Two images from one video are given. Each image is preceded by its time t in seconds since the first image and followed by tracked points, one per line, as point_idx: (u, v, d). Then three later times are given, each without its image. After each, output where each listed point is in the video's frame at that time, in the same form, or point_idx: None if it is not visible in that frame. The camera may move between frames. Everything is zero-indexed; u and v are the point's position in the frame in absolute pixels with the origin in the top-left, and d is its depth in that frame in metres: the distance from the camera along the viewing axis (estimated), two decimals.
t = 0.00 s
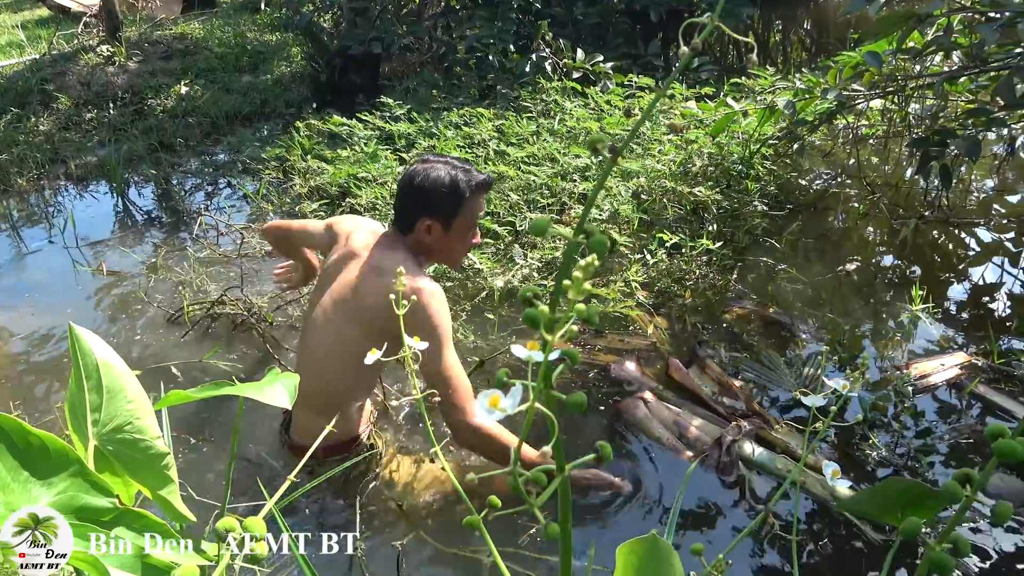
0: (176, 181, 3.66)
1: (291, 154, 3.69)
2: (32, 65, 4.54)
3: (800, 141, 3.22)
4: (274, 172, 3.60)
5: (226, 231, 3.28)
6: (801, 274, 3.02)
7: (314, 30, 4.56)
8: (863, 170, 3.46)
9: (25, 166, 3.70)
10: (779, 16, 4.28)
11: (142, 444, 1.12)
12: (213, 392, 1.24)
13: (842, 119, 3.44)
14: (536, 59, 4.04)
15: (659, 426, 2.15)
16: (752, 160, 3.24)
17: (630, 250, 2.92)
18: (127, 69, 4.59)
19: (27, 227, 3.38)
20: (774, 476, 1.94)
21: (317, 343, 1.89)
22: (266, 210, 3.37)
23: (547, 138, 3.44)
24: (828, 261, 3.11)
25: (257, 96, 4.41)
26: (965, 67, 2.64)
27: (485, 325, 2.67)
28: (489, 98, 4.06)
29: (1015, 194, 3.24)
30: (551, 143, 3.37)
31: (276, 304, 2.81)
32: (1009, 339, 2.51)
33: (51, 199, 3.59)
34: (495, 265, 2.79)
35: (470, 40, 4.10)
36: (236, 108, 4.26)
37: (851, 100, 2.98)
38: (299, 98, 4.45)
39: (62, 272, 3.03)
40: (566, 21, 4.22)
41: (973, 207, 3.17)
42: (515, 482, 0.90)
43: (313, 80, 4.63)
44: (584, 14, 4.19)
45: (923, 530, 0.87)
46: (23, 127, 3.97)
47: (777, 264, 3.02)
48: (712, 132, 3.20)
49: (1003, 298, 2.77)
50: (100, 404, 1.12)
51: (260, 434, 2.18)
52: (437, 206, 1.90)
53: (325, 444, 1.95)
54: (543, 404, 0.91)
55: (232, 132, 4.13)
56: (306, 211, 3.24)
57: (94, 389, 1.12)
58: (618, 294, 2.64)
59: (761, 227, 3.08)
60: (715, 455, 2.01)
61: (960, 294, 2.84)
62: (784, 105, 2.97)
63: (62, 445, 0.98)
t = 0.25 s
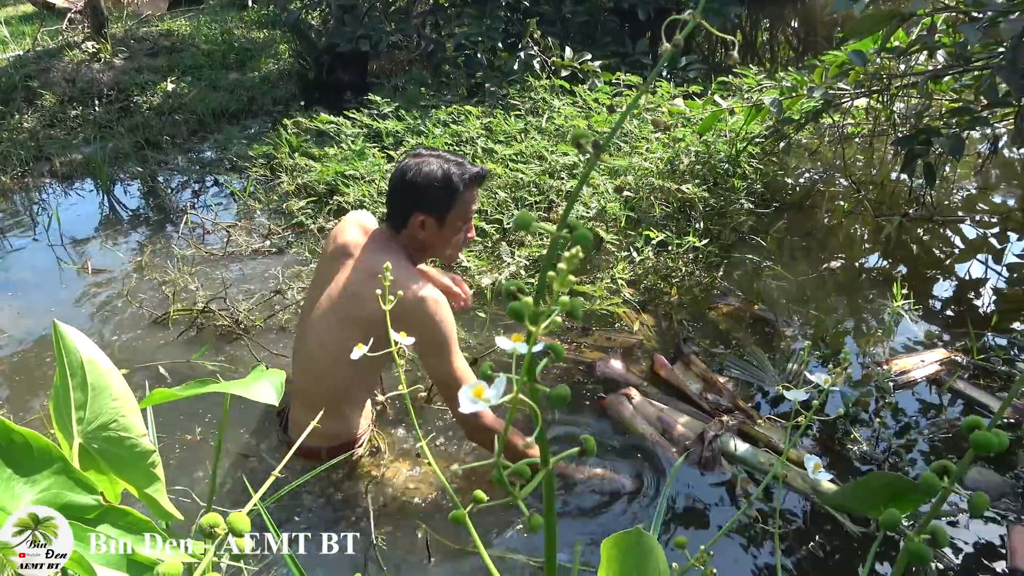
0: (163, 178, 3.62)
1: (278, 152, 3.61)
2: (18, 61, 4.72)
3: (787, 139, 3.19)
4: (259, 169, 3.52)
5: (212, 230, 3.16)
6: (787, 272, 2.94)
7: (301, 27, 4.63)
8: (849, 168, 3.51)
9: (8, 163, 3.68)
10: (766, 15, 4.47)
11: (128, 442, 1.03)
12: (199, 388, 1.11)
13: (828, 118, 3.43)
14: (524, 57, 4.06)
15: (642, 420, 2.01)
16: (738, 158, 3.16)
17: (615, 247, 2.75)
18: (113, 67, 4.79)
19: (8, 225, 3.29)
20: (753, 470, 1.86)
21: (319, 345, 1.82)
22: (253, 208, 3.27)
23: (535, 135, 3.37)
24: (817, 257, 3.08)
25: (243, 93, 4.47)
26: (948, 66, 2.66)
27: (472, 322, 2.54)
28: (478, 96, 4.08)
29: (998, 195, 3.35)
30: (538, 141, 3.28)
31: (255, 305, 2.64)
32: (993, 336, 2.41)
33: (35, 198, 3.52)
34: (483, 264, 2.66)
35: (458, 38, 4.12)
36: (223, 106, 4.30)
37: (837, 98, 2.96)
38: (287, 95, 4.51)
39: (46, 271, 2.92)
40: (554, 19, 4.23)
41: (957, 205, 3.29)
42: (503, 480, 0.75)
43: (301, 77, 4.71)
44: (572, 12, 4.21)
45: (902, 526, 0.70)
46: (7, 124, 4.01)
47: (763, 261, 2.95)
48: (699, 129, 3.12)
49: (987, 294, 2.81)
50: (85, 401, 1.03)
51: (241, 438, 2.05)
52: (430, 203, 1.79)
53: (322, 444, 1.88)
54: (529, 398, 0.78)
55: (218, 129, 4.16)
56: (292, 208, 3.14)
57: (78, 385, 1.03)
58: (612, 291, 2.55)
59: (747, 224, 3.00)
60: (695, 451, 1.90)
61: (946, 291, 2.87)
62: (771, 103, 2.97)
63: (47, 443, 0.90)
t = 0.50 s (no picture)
0: (150, 179, 3.61)
1: (265, 151, 3.61)
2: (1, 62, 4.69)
3: (774, 135, 3.22)
4: (246, 169, 3.51)
5: (200, 230, 3.15)
6: (774, 268, 2.96)
7: (289, 27, 4.60)
8: (836, 164, 3.52)
9: None
10: (754, 12, 4.46)
11: (115, 443, 1.03)
12: (187, 390, 1.11)
13: (814, 114, 3.45)
14: (512, 55, 4.06)
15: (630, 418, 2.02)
16: (726, 155, 3.18)
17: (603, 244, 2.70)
18: (99, 68, 4.76)
19: None
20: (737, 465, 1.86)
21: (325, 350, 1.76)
22: (240, 208, 3.26)
23: (523, 134, 3.37)
24: (804, 254, 3.10)
25: (230, 93, 4.46)
26: (933, 63, 2.67)
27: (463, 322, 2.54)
28: (466, 94, 4.09)
29: (983, 190, 3.38)
30: (526, 139, 3.28)
31: (244, 307, 2.63)
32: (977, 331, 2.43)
33: (20, 198, 3.50)
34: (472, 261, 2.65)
35: (446, 36, 4.12)
36: (210, 106, 4.28)
37: (824, 95, 2.98)
38: (275, 95, 4.51)
39: (32, 271, 2.90)
40: (542, 17, 4.23)
41: (943, 200, 3.31)
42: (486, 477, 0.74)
43: (289, 76, 4.69)
44: (560, 10, 4.22)
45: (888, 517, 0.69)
46: None
47: (750, 257, 2.95)
48: (687, 127, 3.14)
49: (972, 290, 2.83)
50: (72, 403, 1.02)
51: (230, 440, 2.04)
52: (443, 208, 1.76)
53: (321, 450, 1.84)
54: (510, 395, 0.78)
55: (206, 129, 4.14)
56: (280, 208, 3.12)
57: (64, 387, 1.02)
58: (601, 288, 2.55)
59: (735, 220, 3.02)
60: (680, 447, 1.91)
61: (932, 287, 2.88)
62: (757, 100, 2.97)
63: (33, 446, 0.89)
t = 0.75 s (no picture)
0: (140, 176, 3.59)
1: (256, 148, 3.59)
2: None
3: (765, 130, 3.23)
4: (237, 166, 3.49)
5: (190, 227, 3.13)
6: (766, 263, 2.96)
7: (279, 23, 4.58)
8: (827, 159, 3.54)
9: None
10: (744, 7, 4.48)
11: (104, 441, 1.02)
12: (178, 387, 1.11)
13: (805, 109, 3.47)
14: (503, 51, 4.05)
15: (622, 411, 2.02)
16: (717, 150, 3.18)
17: (594, 240, 2.72)
18: (87, 65, 4.74)
19: None
20: (727, 458, 1.87)
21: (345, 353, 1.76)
22: (230, 205, 3.24)
23: (514, 130, 3.36)
24: (795, 248, 3.11)
25: (221, 90, 4.43)
26: (923, 57, 2.68)
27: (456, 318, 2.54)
28: (458, 90, 4.08)
29: (973, 183, 3.40)
30: (518, 134, 3.28)
31: (235, 305, 2.62)
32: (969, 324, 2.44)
33: (8, 197, 3.48)
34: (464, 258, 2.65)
35: (437, 32, 4.11)
36: (200, 103, 4.25)
37: (814, 90, 2.99)
38: (265, 92, 4.49)
39: (21, 270, 2.89)
40: (533, 13, 4.23)
41: (933, 194, 3.32)
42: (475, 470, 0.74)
43: (280, 73, 4.66)
44: (551, 6, 4.22)
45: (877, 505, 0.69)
46: None
47: (742, 253, 2.96)
48: (679, 122, 3.15)
49: (962, 283, 2.84)
50: (61, 400, 1.01)
51: (222, 437, 2.03)
52: (472, 220, 1.76)
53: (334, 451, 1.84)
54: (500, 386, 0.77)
55: (195, 126, 4.12)
56: (271, 205, 3.11)
57: (53, 385, 1.01)
58: (593, 284, 2.55)
59: (727, 215, 3.02)
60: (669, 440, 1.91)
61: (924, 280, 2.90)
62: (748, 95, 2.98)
63: (23, 444, 0.89)
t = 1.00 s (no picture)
0: (131, 176, 3.57)
1: (248, 148, 3.58)
2: None
3: (757, 130, 3.24)
4: (229, 165, 3.49)
5: (181, 227, 3.12)
6: (757, 262, 2.97)
7: (271, 21, 4.57)
8: (819, 159, 3.55)
9: None
10: (737, 7, 4.49)
11: (94, 444, 1.01)
12: (169, 389, 1.10)
13: (797, 109, 3.48)
14: (496, 50, 4.05)
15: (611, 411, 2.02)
16: (710, 150, 3.20)
17: (586, 240, 2.74)
18: (78, 63, 4.71)
19: None
20: (717, 457, 1.88)
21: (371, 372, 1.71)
22: (222, 205, 3.23)
23: (507, 129, 3.36)
24: (787, 247, 3.11)
25: (213, 89, 4.42)
26: (914, 57, 2.68)
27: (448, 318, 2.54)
28: (451, 89, 4.07)
29: (964, 183, 3.41)
30: (511, 134, 3.28)
31: (226, 305, 2.61)
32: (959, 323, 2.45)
33: None
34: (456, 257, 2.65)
35: (430, 31, 4.11)
36: (191, 101, 4.23)
37: (806, 89, 2.99)
38: (258, 90, 4.47)
39: (11, 270, 2.87)
40: (526, 11, 4.23)
41: (924, 193, 3.33)
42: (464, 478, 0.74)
43: (272, 72, 4.65)
44: (544, 5, 4.22)
45: (868, 509, 0.69)
46: None
47: (734, 253, 2.97)
48: (671, 121, 3.15)
49: (954, 282, 2.85)
50: (51, 404, 1.01)
51: (213, 439, 2.02)
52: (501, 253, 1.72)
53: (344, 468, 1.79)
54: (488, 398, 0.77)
55: (187, 125, 4.10)
56: (263, 205, 3.10)
57: (43, 388, 1.01)
58: (585, 284, 2.55)
59: (719, 215, 3.03)
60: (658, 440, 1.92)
61: (915, 279, 2.90)
62: (741, 94, 2.98)
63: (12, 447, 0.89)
